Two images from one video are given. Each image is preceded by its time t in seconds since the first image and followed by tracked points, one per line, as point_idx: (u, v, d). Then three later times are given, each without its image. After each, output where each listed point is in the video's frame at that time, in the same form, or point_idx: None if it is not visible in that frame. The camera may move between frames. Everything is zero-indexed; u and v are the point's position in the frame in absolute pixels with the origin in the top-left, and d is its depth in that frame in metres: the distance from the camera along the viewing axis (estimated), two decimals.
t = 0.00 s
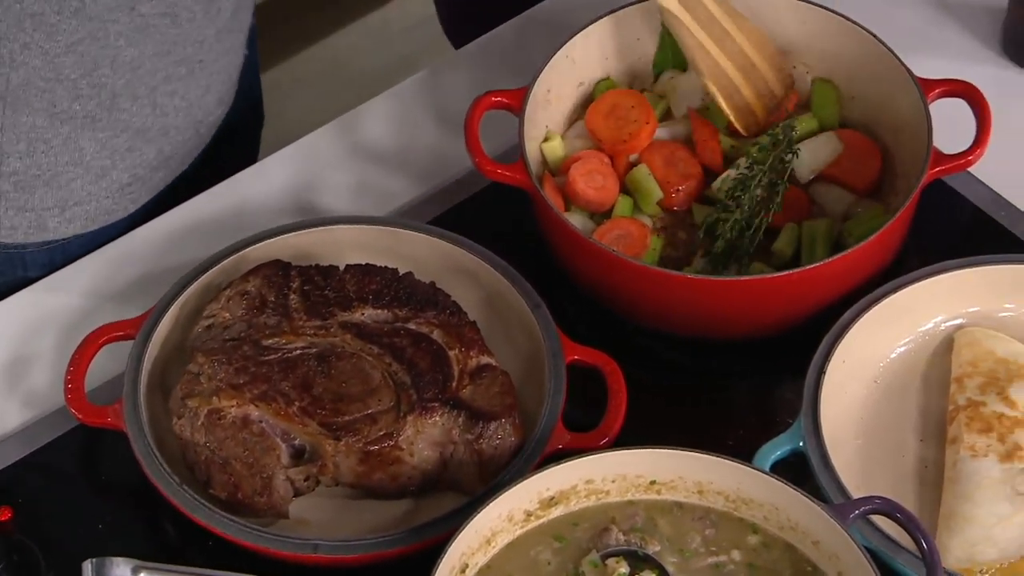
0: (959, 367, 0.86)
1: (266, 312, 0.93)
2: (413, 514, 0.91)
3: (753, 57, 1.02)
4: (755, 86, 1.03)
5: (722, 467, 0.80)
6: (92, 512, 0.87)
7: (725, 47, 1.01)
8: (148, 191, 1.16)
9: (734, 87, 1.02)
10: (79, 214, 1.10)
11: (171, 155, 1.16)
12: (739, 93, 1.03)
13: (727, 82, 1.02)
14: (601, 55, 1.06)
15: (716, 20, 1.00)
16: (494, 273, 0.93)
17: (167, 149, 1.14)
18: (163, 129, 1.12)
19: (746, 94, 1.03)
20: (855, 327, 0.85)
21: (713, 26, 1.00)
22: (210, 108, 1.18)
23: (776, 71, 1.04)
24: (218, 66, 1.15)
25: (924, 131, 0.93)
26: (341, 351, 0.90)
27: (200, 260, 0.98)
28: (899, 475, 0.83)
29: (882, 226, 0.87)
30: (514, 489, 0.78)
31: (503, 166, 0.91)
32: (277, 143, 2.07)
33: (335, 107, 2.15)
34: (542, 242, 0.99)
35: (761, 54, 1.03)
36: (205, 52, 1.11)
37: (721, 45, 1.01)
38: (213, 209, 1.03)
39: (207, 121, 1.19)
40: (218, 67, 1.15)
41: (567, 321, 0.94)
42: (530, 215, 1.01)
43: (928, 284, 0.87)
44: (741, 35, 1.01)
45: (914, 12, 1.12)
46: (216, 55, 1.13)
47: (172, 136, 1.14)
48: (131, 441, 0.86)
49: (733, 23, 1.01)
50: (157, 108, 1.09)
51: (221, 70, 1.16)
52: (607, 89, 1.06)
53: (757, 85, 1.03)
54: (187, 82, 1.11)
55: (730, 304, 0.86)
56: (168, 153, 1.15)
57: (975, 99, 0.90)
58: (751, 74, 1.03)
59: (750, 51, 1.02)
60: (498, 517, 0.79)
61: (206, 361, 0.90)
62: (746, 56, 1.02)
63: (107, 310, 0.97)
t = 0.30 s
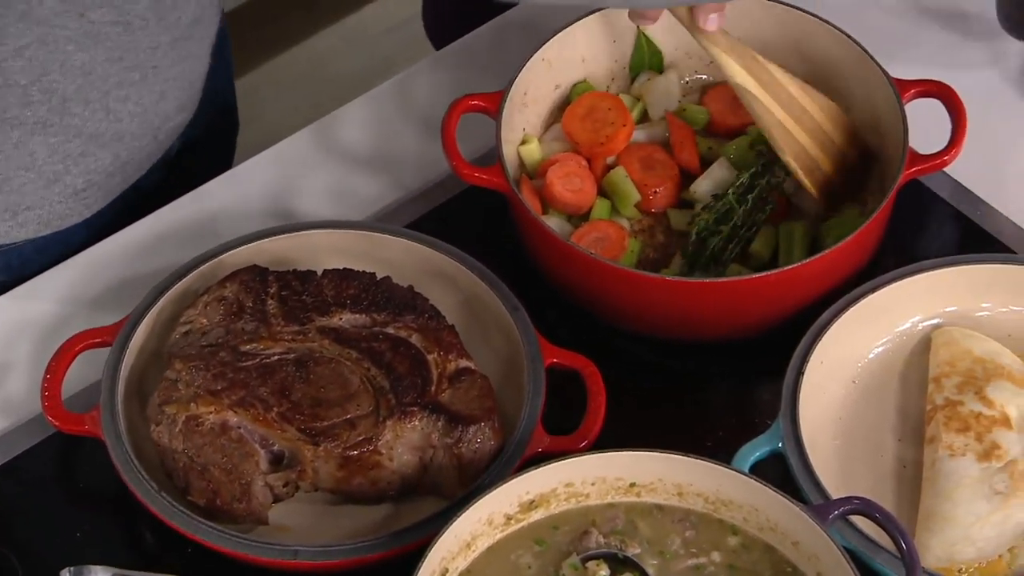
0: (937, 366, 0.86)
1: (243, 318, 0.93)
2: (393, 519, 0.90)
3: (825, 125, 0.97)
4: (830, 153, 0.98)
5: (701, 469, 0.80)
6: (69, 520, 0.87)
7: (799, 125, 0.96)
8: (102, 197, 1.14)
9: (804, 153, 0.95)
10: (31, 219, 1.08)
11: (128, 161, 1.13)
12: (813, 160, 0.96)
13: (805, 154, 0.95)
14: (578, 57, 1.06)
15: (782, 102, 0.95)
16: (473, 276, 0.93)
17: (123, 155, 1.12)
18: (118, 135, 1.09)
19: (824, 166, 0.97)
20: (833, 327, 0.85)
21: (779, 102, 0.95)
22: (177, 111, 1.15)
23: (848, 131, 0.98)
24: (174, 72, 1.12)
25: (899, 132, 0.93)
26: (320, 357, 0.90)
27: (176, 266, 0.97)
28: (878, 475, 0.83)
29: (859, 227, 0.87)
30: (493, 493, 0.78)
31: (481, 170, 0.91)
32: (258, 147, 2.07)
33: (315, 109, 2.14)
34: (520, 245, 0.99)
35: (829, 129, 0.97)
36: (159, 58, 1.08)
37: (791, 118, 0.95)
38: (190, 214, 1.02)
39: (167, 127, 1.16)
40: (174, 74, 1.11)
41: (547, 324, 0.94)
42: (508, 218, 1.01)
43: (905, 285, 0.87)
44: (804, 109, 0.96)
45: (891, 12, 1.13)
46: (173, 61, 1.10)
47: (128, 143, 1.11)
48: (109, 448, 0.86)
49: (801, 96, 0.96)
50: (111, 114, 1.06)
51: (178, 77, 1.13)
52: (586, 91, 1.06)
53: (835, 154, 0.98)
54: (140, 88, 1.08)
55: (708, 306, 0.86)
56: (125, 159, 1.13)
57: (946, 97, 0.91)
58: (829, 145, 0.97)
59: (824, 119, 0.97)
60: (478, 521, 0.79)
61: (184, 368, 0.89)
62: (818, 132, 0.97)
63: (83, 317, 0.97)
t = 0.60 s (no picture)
0: (927, 368, 0.85)
1: (227, 324, 0.91)
2: (381, 525, 0.89)
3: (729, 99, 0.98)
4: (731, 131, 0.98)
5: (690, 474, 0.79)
6: (52, 529, 0.85)
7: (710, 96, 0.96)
8: (24, 210, 1.11)
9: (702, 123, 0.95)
10: None
11: (41, 181, 1.09)
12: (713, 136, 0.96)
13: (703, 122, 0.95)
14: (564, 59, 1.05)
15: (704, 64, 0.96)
16: (460, 280, 0.92)
17: (35, 176, 1.08)
18: (25, 154, 1.05)
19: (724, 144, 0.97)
20: (823, 329, 0.84)
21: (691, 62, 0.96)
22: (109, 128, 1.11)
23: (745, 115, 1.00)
24: (94, 93, 1.05)
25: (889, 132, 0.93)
26: (305, 362, 0.89)
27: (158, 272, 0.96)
28: (868, 478, 0.82)
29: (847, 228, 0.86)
30: (480, 499, 0.77)
31: (467, 173, 0.90)
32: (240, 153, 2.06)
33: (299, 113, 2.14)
34: (507, 249, 0.98)
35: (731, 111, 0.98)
36: (68, 75, 1.00)
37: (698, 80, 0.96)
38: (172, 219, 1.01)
39: (90, 148, 1.11)
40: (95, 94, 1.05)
41: (534, 328, 0.94)
42: (495, 222, 1.00)
43: (894, 286, 0.86)
44: (710, 79, 0.97)
45: (877, 12, 1.12)
46: (88, 82, 1.03)
47: (40, 161, 1.07)
48: (92, 456, 0.85)
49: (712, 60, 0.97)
50: (16, 134, 1.02)
51: (99, 96, 1.06)
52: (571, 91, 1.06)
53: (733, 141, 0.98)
54: (48, 104, 1.02)
55: (696, 308, 0.85)
56: (38, 179, 1.09)
57: (934, 95, 0.90)
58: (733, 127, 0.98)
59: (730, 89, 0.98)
60: (466, 528, 0.78)
61: (167, 375, 0.88)
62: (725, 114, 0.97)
63: (64, 325, 0.95)
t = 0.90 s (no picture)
0: (919, 372, 0.84)
1: (206, 331, 0.90)
2: (365, 536, 0.87)
3: (724, 227, 0.92)
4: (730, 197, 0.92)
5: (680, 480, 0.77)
6: (29, 543, 0.84)
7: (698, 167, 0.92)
8: None
9: (688, 249, 0.92)
10: None
11: None
12: (712, 219, 0.92)
13: (705, 225, 0.92)
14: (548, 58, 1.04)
15: (676, 161, 0.91)
16: (444, 286, 0.90)
17: None
18: None
19: (720, 218, 0.92)
20: (813, 333, 0.82)
21: (673, 182, 0.92)
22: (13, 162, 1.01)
23: (744, 231, 0.92)
24: None
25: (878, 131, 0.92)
26: (287, 370, 0.87)
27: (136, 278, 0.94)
28: (860, 484, 0.81)
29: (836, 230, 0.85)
30: (465, 509, 0.75)
31: (450, 176, 0.89)
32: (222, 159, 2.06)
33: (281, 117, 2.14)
34: (492, 254, 0.96)
35: (731, 217, 0.92)
36: None
37: (687, 212, 0.92)
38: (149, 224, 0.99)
39: None
40: None
41: (520, 333, 0.92)
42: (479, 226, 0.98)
43: (885, 288, 0.85)
44: (724, 194, 0.92)
45: (865, 10, 1.11)
46: None
47: None
48: (69, 467, 0.83)
49: (700, 178, 0.92)
50: None
51: None
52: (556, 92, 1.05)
53: (729, 205, 0.92)
54: None
55: (684, 312, 0.84)
56: None
57: (924, 95, 0.88)
58: (724, 204, 0.92)
59: (712, 207, 0.92)
60: (452, 538, 0.76)
61: (146, 384, 0.86)
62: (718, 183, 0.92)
63: (38, 333, 0.92)
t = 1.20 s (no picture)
0: (904, 377, 0.82)
1: (176, 344, 0.87)
2: (341, 552, 0.85)
3: (694, 172, 0.92)
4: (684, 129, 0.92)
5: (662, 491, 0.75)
6: None
7: (686, 138, 0.92)
8: None
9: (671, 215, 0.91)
10: None
11: None
12: (701, 196, 0.92)
13: (682, 182, 0.92)
14: (523, 60, 1.02)
15: (661, 133, 0.91)
16: (420, 294, 0.88)
17: None
18: None
19: (697, 176, 0.92)
20: (795, 340, 0.81)
21: (646, 134, 0.91)
22: None
23: (719, 188, 0.93)
24: None
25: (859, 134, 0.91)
26: (260, 383, 0.85)
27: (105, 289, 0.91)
28: (845, 492, 0.79)
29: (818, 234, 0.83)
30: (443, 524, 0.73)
31: (424, 182, 0.87)
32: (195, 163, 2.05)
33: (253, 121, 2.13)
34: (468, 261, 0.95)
35: (704, 159, 0.93)
36: None
37: (668, 172, 0.92)
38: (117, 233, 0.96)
39: None
40: None
41: (497, 342, 0.90)
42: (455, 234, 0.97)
43: (869, 293, 0.83)
44: (677, 120, 0.92)
45: (842, 6, 1.10)
46: None
47: None
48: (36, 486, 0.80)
49: (665, 119, 0.91)
50: None
51: None
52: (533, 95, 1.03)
53: (712, 169, 0.93)
54: None
55: (665, 317, 0.82)
56: None
57: (907, 96, 0.87)
58: (705, 165, 0.93)
59: (689, 161, 0.92)
60: (430, 552, 0.74)
61: (115, 398, 0.84)
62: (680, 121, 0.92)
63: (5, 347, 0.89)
